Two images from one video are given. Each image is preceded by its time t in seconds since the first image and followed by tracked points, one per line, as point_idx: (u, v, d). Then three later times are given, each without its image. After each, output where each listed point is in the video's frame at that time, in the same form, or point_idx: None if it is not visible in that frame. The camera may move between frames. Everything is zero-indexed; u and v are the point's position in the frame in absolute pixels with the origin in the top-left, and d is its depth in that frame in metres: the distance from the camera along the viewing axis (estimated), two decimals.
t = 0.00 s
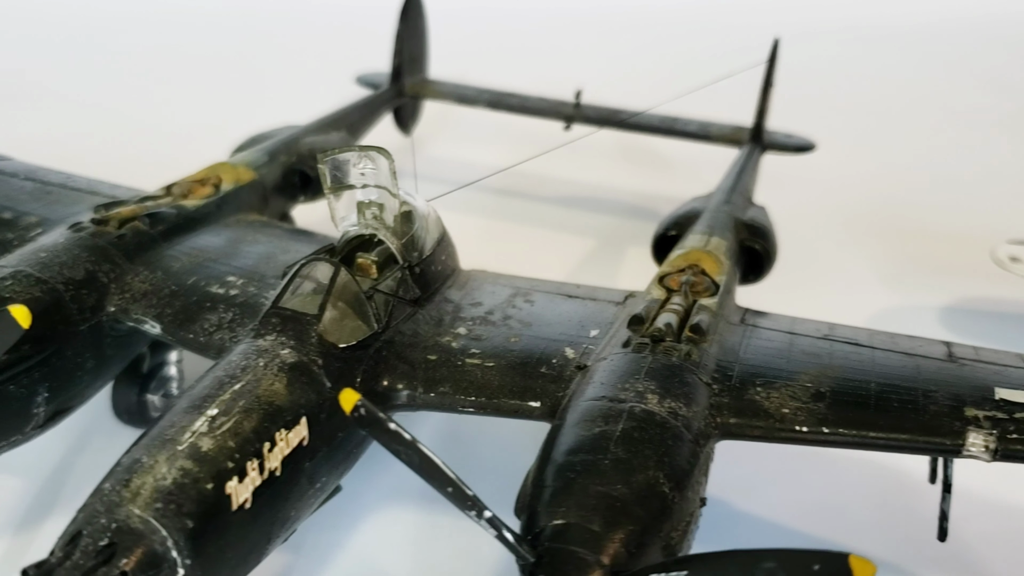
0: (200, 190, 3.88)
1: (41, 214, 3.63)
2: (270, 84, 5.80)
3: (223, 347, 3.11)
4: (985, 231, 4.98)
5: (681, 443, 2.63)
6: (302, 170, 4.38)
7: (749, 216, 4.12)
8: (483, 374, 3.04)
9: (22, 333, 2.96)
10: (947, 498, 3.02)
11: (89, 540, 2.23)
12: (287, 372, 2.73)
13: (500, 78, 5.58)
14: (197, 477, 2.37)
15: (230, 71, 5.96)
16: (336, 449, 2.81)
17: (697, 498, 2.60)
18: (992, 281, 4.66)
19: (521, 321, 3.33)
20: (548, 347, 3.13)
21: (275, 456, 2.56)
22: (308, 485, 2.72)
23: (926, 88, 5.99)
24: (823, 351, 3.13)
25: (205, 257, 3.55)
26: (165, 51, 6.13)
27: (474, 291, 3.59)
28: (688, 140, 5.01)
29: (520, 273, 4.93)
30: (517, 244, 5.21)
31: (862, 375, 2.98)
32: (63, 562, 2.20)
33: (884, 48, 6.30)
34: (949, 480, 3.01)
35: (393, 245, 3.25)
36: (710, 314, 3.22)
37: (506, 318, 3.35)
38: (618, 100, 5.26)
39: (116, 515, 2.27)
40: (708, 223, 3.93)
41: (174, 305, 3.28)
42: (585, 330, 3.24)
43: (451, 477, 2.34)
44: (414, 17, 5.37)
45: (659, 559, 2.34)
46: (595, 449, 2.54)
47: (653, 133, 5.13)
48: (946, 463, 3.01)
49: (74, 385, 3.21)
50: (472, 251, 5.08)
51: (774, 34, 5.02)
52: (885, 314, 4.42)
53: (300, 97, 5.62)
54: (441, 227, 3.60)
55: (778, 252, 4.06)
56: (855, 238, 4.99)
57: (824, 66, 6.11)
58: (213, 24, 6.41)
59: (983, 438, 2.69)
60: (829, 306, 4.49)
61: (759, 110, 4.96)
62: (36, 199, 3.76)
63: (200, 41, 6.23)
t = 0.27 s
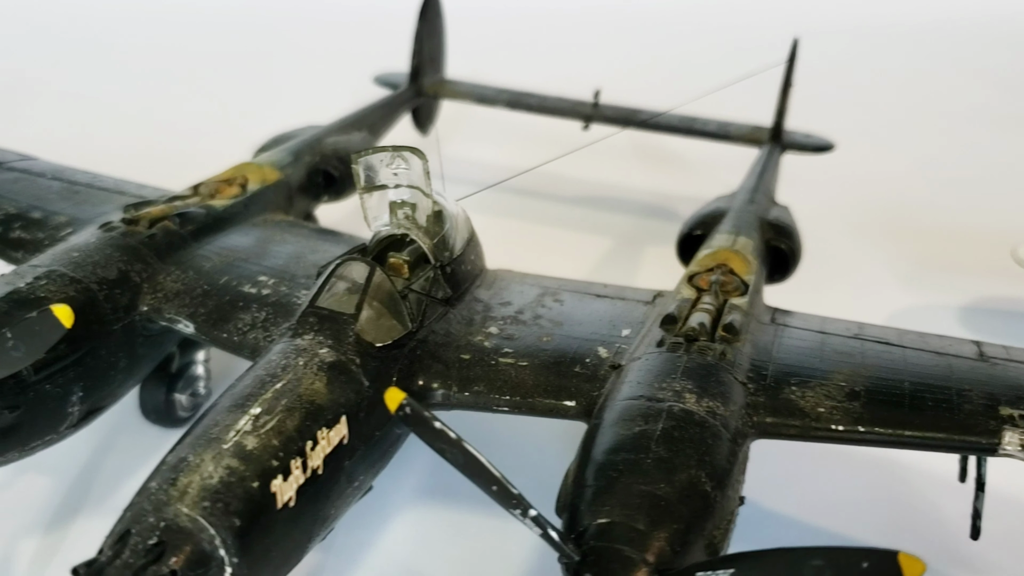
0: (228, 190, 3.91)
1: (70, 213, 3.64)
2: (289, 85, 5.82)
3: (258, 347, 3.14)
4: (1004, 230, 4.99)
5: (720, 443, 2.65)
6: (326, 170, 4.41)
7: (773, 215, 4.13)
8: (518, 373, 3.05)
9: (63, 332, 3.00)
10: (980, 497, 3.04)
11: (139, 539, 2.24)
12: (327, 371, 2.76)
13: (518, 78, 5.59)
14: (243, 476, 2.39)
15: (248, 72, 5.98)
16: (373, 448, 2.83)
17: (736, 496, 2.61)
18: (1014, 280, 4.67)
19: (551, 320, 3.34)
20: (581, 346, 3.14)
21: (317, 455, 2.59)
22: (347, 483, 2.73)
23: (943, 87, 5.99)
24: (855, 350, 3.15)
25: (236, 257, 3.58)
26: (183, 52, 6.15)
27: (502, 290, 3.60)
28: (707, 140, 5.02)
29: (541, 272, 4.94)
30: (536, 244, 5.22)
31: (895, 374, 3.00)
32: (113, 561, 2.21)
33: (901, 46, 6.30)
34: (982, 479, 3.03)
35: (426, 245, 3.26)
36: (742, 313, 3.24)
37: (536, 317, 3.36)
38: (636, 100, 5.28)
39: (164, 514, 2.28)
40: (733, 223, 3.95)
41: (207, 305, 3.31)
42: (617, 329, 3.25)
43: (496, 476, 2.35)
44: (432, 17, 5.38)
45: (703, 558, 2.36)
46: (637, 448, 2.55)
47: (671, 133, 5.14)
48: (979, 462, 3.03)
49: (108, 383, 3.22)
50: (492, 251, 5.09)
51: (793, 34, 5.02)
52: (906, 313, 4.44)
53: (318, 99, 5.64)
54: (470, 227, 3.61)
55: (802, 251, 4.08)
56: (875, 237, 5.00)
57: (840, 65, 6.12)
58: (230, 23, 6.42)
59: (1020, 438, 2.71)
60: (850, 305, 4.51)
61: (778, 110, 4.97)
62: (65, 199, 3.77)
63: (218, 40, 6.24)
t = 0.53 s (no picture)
0: (254, 190, 3.92)
1: (99, 213, 3.66)
2: (306, 89, 5.86)
3: (291, 346, 3.18)
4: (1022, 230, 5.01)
5: (758, 442, 2.67)
6: (349, 171, 4.44)
7: (796, 215, 4.15)
8: (551, 373, 3.05)
9: (103, 332, 3.02)
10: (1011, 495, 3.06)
11: (187, 537, 2.25)
12: (364, 370, 2.78)
13: (535, 78, 5.61)
14: (288, 475, 2.42)
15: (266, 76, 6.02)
16: (409, 447, 2.86)
17: (774, 495, 2.63)
18: None
19: (582, 319, 3.35)
20: (613, 345, 3.16)
21: (358, 454, 2.61)
22: (385, 482, 2.75)
23: (960, 87, 6.01)
24: (885, 350, 3.17)
25: (265, 257, 3.61)
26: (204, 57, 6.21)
27: (530, 290, 3.61)
28: (726, 140, 5.04)
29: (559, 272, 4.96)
30: (554, 244, 5.24)
31: (927, 373, 3.02)
32: (161, 560, 2.22)
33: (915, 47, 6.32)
34: (1013, 477, 3.04)
35: (457, 245, 3.26)
36: (772, 313, 3.25)
37: (566, 317, 3.37)
38: (653, 100, 5.30)
39: (212, 512, 2.30)
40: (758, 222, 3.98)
41: (239, 304, 3.33)
42: (648, 329, 3.26)
43: (539, 474, 2.37)
44: (450, 18, 5.40)
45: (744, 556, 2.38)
46: (676, 447, 2.57)
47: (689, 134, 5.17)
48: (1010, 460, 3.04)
49: (141, 383, 3.24)
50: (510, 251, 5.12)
51: (811, 35, 5.04)
52: (926, 313, 4.46)
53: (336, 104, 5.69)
54: (499, 228, 3.62)
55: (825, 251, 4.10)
56: (893, 236, 5.02)
57: (856, 65, 6.14)
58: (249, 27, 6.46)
59: None
60: (869, 304, 4.53)
61: (797, 110, 4.99)
62: (92, 199, 3.78)
63: (237, 45, 6.29)
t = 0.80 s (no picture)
0: (280, 190, 3.94)
1: (127, 213, 3.67)
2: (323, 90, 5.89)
3: (324, 346, 3.21)
4: None
5: (796, 441, 2.69)
6: (371, 171, 4.46)
7: (819, 214, 4.17)
8: (584, 372, 3.06)
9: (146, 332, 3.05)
10: None
11: (235, 536, 2.27)
12: (401, 370, 2.80)
13: (552, 78, 5.62)
14: (332, 474, 2.43)
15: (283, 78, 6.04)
16: (445, 446, 2.87)
17: (812, 494, 2.65)
18: None
19: (612, 319, 3.36)
20: (645, 345, 3.17)
21: (398, 453, 2.63)
22: (422, 481, 2.77)
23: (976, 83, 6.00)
24: (916, 349, 3.18)
25: (295, 257, 3.63)
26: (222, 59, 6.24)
27: (558, 290, 3.61)
28: (745, 140, 5.05)
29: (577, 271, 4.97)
30: (572, 243, 5.25)
31: (958, 373, 3.03)
32: (210, 559, 2.23)
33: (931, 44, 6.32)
34: None
35: (488, 245, 3.27)
36: (802, 313, 3.27)
37: (596, 317, 3.38)
38: (671, 100, 5.31)
39: (258, 511, 2.32)
40: (782, 223, 4.00)
41: (271, 305, 3.36)
42: (678, 328, 3.28)
43: (582, 473, 2.38)
44: (467, 18, 5.41)
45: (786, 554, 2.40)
46: (716, 447, 2.59)
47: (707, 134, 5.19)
48: None
49: (174, 383, 3.26)
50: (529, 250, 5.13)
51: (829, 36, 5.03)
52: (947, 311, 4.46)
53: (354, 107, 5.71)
54: (526, 228, 3.62)
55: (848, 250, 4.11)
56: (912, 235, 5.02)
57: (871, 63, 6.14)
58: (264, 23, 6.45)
59: None
60: (890, 302, 4.54)
61: (816, 110, 5.00)
62: (120, 199, 3.79)
63: (254, 46, 6.31)
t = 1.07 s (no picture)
0: (308, 191, 3.97)
1: (157, 213, 3.68)
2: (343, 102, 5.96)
3: (358, 345, 3.24)
4: None
5: (834, 440, 2.71)
6: (395, 171, 4.47)
7: (842, 214, 4.18)
8: (619, 371, 3.08)
9: (188, 334, 3.12)
10: None
11: (284, 534, 2.28)
12: (440, 369, 2.81)
13: (570, 78, 5.65)
14: (377, 472, 2.45)
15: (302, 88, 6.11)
16: (482, 445, 2.89)
17: (850, 492, 2.67)
18: None
19: (643, 318, 3.38)
20: (678, 344, 3.19)
21: (439, 451, 2.65)
22: (461, 479, 2.78)
23: (990, 87, 6.04)
24: (947, 348, 3.20)
25: (324, 257, 3.65)
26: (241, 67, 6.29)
27: (587, 289, 3.62)
28: (764, 139, 5.08)
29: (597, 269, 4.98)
30: (590, 242, 5.27)
31: (991, 372, 3.05)
32: (260, 557, 2.25)
33: (944, 46, 6.35)
34: None
35: (519, 245, 3.27)
36: (833, 312, 3.29)
37: (627, 316, 3.39)
38: (689, 100, 5.34)
39: (307, 510, 2.33)
40: (807, 222, 4.01)
41: (304, 304, 3.39)
42: (710, 328, 3.30)
43: (627, 473, 2.40)
44: (486, 19, 5.44)
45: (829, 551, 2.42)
46: (757, 445, 2.62)
47: (726, 133, 5.21)
48: None
49: (208, 383, 3.28)
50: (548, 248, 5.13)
51: (849, 37, 5.02)
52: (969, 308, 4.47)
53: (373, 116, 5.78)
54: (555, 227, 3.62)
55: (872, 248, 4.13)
56: (931, 232, 5.03)
57: (885, 68, 6.19)
58: (285, 39, 6.56)
59: None
60: (912, 300, 4.54)
61: (835, 110, 5.02)
62: (148, 199, 3.80)
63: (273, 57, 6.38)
